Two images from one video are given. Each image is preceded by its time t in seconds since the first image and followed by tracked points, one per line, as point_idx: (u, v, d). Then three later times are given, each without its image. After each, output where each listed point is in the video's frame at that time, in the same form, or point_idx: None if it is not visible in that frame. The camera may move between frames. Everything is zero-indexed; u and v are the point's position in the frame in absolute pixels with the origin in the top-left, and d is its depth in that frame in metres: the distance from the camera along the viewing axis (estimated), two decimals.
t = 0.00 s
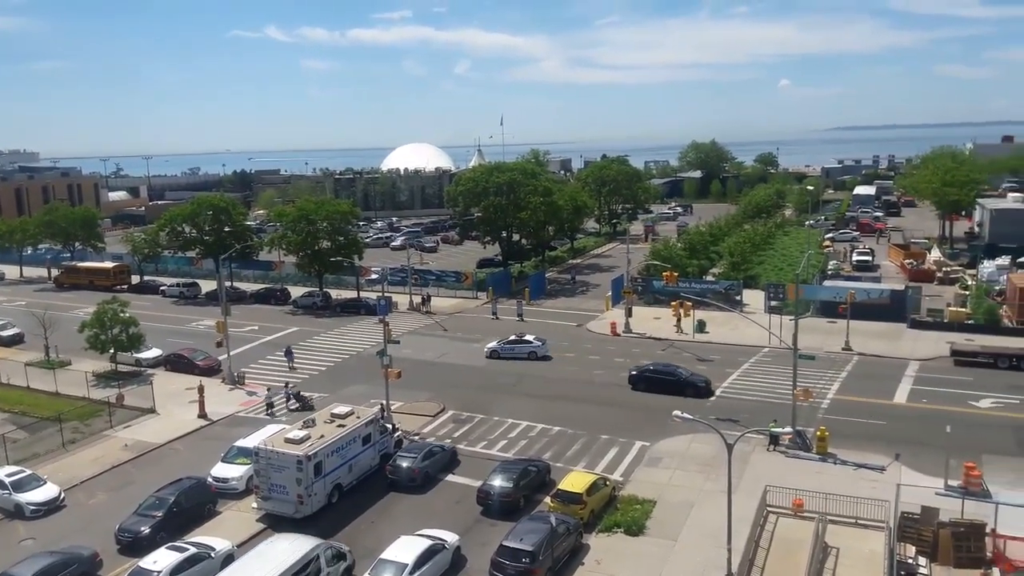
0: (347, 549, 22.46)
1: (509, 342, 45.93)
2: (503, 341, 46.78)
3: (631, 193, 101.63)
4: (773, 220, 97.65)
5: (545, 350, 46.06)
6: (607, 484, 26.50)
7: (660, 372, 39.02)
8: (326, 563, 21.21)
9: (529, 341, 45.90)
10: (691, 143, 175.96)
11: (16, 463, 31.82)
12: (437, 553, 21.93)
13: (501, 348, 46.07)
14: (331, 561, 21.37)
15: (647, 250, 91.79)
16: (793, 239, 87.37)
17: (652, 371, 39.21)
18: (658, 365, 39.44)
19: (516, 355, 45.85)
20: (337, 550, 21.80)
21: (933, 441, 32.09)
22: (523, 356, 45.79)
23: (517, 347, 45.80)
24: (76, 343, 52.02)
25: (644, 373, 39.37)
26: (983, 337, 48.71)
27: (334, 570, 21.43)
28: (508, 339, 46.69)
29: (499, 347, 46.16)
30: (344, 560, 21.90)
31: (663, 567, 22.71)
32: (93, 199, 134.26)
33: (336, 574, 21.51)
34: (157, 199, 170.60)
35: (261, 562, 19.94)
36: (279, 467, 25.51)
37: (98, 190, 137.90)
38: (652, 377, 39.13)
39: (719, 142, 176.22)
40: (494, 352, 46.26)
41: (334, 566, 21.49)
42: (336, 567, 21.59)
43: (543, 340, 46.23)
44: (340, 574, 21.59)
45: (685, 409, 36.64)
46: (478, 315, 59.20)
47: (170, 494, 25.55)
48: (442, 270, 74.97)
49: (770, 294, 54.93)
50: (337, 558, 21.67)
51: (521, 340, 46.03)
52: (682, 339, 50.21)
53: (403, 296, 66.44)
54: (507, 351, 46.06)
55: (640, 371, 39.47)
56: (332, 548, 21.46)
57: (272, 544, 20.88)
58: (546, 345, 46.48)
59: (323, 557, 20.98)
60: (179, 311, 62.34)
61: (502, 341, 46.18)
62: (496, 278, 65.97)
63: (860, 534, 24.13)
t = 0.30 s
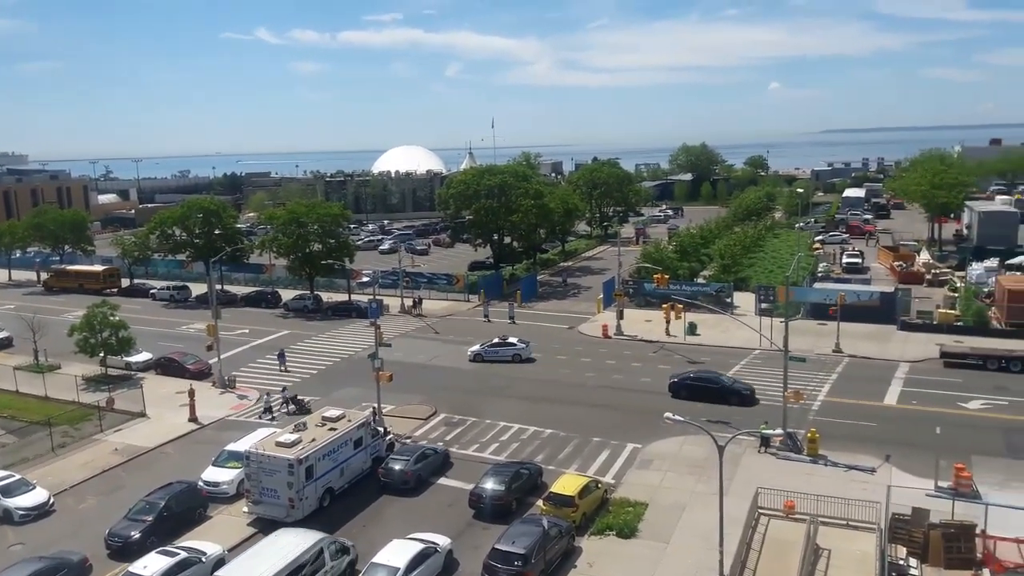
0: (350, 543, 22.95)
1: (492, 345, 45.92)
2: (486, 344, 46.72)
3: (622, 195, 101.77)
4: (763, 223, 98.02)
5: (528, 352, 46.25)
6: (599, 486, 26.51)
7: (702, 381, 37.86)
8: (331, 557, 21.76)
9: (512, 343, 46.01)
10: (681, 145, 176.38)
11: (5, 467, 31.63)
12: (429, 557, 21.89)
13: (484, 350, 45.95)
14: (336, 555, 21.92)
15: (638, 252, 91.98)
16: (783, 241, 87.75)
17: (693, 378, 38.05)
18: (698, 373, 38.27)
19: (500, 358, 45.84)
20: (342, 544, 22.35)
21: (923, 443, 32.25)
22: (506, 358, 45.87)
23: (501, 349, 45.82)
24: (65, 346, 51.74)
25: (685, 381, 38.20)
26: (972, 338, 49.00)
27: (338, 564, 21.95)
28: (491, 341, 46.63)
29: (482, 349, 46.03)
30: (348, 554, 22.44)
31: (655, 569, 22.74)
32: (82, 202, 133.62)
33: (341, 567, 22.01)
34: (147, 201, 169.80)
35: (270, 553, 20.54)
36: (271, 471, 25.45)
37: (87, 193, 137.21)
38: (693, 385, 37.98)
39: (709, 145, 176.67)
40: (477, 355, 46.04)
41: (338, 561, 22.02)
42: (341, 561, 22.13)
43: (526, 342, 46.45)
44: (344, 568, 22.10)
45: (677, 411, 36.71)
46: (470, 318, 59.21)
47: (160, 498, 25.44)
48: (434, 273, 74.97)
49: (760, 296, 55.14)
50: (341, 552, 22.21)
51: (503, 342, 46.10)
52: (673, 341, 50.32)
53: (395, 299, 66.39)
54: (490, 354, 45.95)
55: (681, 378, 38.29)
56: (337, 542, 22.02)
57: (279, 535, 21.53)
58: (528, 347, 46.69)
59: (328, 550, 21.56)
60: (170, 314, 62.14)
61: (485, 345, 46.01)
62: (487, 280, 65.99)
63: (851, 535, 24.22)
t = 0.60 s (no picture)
0: (351, 536, 23.49)
1: (475, 347, 46.01)
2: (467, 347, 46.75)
3: (613, 197, 102.04)
4: (753, 224, 98.56)
5: (511, 353, 46.46)
6: (590, 487, 26.60)
7: (746, 387, 37.16)
8: (332, 550, 22.29)
9: (495, 345, 46.23)
10: (672, 147, 176.90)
11: None
12: (420, 558, 21.93)
13: (467, 353, 45.98)
14: (336, 547, 22.44)
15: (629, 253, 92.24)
16: (773, 242, 88.20)
17: (737, 384, 37.37)
18: (741, 378, 37.58)
19: (483, 359, 45.93)
20: (343, 538, 22.86)
21: (911, 442, 32.50)
22: (490, 359, 46.00)
23: (484, 351, 45.94)
24: (54, 349, 51.53)
25: (728, 387, 37.53)
26: (960, 339, 49.38)
27: (340, 556, 22.52)
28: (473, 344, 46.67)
29: (465, 352, 46.05)
30: (349, 548, 22.96)
31: (645, 569, 22.86)
32: (71, 204, 132.98)
33: (341, 560, 22.51)
34: (136, 204, 169.20)
35: (273, 545, 21.14)
36: (261, 473, 25.44)
37: (76, 195, 136.57)
38: (736, 391, 37.32)
39: (700, 147, 177.28)
40: (459, 357, 45.96)
41: (340, 553, 22.56)
42: (342, 554, 22.65)
43: (508, 343, 46.72)
44: (345, 560, 22.65)
45: (668, 411, 36.85)
46: (461, 319, 59.30)
47: (150, 500, 25.42)
48: (425, 274, 75.02)
49: (750, 297, 55.44)
50: (342, 546, 22.71)
51: (487, 344, 46.26)
52: (664, 342, 50.50)
53: (385, 301, 66.39)
54: (473, 356, 45.99)
55: (724, 384, 37.59)
56: (337, 535, 22.54)
57: (282, 528, 22.15)
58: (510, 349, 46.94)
59: (329, 543, 22.10)
60: (160, 316, 61.98)
61: (468, 347, 46.07)
62: (478, 282, 66.12)
63: (840, 534, 24.40)
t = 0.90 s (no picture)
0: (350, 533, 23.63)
1: (455, 350, 45.76)
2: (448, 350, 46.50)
3: (603, 199, 102.14)
4: (742, 226, 98.82)
5: (492, 356, 46.39)
6: (581, 489, 26.57)
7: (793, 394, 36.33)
8: (332, 546, 22.44)
9: (477, 347, 46.06)
10: (662, 149, 177.25)
11: None
12: (411, 561, 21.82)
13: (448, 355, 45.73)
14: (336, 544, 22.59)
15: (619, 255, 92.34)
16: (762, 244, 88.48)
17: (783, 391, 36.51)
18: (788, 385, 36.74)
19: (463, 362, 45.77)
20: (343, 534, 23.04)
21: (901, 443, 32.60)
22: (471, 362, 45.86)
23: (465, 354, 45.81)
24: (41, 352, 51.15)
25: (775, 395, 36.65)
26: (948, 340, 49.61)
27: (340, 552, 22.64)
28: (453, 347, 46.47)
29: (446, 354, 45.74)
30: (348, 544, 23.09)
31: (637, 571, 22.84)
32: (59, 205, 132.10)
33: (341, 557, 22.63)
34: (125, 205, 168.26)
35: (272, 541, 21.22)
36: (251, 476, 25.29)
37: (63, 197, 135.70)
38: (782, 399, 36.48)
39: (689, 149, 177.67)
40: (439, 360, 45.66)
41: (340, 549, 22.69)
42: (342, 550, 22.78)
43: (489, 346, 46.66)
44: (345, 556, 22.78)
45: (658, 413, 36.85)
46: (451, 321, 59.19)
47: (139, 504, 25.23)
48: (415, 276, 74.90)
49: (740, 299, 55.58)
50: (342, 542, 22.87)
51: (467, 347, 46.08)
52: (654, 343, 50.54)
53: (375, 303, 66.25)
54: (453, 359, 45.76)
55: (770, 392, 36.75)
56: (337, 532, 22.70)
57: (284, 523, 22.34)
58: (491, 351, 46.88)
59: (329, 539, 22.22)
60: (148, 318, 61.61)
61: (448, 350, 45.81)
62: (469, 284, 66.09)
63: (830, 535, 24.43)
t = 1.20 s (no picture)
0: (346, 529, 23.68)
1: (434, 351, 45.67)
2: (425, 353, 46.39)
3: (592, 200, 102.32)
4: (731, 227, 99.18)
5: (470, 357, 46.42)
6: (570, 490, 26.61)
7: (837, 400, 35.62)
8: (330, 540, 22.50)
9: (454, 349, 46.05)
10: (651, 151, 177.63)
11: None
12: (400, 561, 21.82)
13: (426, 357, 45.64)
14: (334, 539, 22.67)
15: (608, 256, 92.56)
16: (751, 245, 88.82)
17: (828, 398, 35.78)
18: (831, 391, 36.04)
19: (442, 364, 45.70)
20: (340, 529, 23.10)
21: (888, 444, 32.80)
22: (450, 364, 45.80)
23: (443, 356, 45.76)
24: (28, 352, 50.85)
25: (818, 400, 35.88)
26: (935, 341, 49.92)
27: (336, 547, 22.66)
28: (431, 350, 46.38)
29: (424, 357, 45.64)
30: (344, 540, 23.14)
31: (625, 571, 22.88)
32: (46, 205, 131.23)
33: (338, 551, 22.71)
34: (113, 205, 167.43)
35: (268, 537, 21.19)
36: (238, 477, 25.21)
37: (51, 196, 134.88)
38: (824, 405, 35.72)
39: (679, 151, 178.14)
40: (418, 362, 45.51)
41: (336, 544, 22.73)
42: (337, 545, 22.81)
43: (467, 347, 46.71)
44: (341, 551, 22.83)
45: (647, 414, 36.91)
46: (440, 322, 59.16)
47: (126, 506, 25.12)
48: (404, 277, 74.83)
49: (728, 300, 55.79)
50: (338, 537, 22.94)
51: (446, 348, 46.00)
52: (643, 344, 50.66)
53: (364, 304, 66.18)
54: (432, 361, 45.66)
55: (814, 398, 35.97)
56: (335, 527, 22.76)
57: (280, 518, 22.33)
58: (469, 352, 46.91)
59: (325, 535, 22.24)
60: (136, 319, 61.32)
61: (426, 352, 45.71)
62: (459, 284, 66.12)
63: (817, 535, 24.55)
